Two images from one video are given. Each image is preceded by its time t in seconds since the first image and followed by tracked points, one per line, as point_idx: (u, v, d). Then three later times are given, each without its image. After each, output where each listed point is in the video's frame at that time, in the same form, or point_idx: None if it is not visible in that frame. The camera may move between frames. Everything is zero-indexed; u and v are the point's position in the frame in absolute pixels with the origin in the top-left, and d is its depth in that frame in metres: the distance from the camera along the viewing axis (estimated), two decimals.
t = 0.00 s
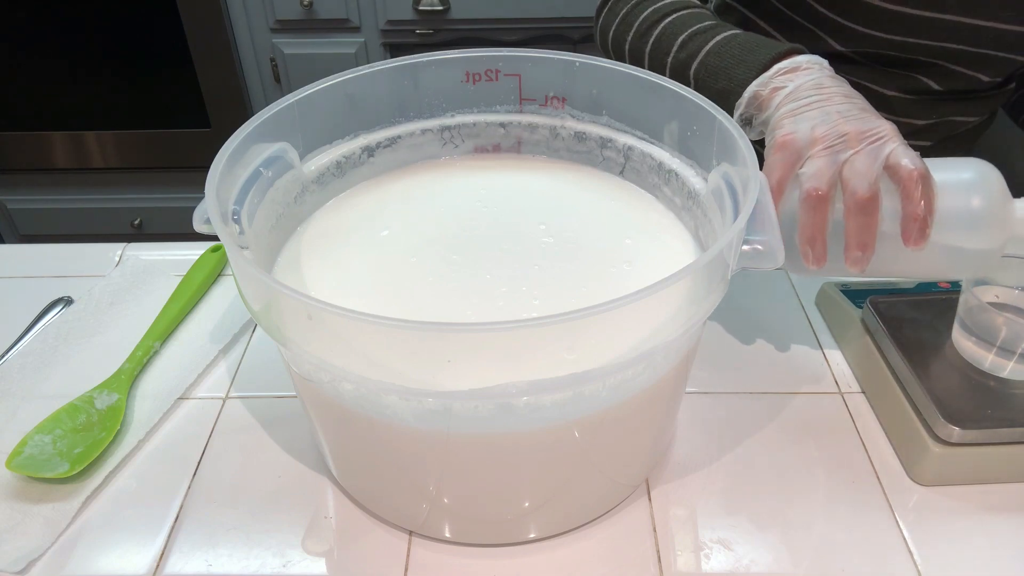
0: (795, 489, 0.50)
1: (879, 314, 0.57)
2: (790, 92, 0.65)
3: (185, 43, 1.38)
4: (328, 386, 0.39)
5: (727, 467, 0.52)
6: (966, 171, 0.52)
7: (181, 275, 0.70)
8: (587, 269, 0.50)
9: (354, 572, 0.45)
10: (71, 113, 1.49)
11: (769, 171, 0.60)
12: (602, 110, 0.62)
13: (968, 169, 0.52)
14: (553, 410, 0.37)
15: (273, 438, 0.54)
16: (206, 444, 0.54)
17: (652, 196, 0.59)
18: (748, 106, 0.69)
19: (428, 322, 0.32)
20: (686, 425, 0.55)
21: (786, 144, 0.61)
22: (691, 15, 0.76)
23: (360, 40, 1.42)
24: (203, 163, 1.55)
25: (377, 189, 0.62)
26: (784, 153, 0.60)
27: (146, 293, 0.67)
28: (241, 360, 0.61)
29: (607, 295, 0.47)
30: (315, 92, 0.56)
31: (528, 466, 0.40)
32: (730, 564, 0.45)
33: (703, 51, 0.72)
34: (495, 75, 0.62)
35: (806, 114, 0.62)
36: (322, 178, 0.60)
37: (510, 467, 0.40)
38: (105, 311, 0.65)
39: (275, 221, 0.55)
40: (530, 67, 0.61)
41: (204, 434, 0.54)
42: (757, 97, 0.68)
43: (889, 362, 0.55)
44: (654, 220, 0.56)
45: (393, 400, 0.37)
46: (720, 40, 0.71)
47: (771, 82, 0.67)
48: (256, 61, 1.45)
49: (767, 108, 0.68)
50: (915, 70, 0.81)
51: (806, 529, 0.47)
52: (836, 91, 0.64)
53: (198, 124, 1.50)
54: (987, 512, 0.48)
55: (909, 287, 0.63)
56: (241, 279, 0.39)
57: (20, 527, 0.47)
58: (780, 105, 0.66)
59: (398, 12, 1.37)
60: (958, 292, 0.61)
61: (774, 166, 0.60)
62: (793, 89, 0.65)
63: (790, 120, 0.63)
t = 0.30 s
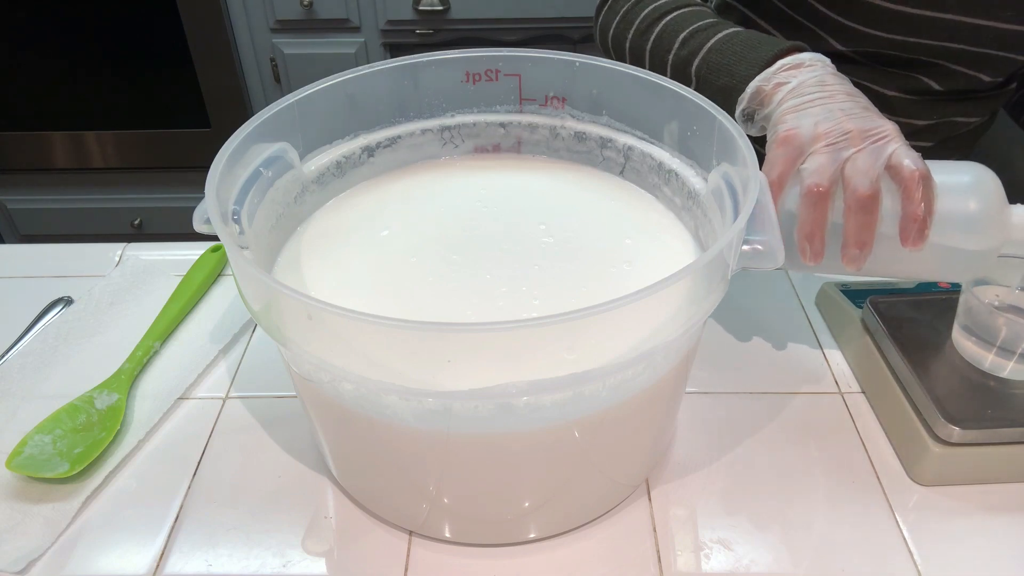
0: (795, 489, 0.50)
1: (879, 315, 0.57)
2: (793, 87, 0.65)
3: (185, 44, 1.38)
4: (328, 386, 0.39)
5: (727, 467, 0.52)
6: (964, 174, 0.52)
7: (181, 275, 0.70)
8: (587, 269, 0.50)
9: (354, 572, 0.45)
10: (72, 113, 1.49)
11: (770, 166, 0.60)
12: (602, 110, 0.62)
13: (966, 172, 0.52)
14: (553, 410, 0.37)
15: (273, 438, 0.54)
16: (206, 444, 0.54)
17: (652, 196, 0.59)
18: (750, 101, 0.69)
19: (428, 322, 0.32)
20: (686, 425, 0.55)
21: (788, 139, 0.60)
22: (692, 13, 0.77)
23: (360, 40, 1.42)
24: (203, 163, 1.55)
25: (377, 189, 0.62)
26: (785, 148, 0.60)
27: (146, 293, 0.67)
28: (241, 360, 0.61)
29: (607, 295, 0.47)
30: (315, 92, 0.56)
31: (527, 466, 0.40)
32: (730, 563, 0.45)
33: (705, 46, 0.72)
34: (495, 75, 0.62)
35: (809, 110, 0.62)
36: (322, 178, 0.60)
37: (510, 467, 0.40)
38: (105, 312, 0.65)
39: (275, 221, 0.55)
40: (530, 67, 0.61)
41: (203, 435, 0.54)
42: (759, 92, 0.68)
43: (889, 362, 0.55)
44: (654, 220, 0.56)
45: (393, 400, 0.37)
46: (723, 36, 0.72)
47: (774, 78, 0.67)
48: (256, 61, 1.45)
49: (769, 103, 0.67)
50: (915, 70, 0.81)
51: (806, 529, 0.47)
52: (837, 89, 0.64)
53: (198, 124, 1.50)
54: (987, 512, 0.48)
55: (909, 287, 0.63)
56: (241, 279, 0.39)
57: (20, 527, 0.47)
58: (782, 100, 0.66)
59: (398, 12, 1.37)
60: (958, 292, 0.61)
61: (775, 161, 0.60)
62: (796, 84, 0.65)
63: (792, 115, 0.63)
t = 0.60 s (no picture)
0: (795, 489, 0.50)
1: (879, 314, 0.57)
2: (792, 90, 0.64)
3: (185, 43, 1.38)
4: (328, 386, 0.39)
5: (727, 467, 0.52)
6: (970, 158, 0.50)
7: (181, 275, 0.70)
8: (587, 269, 0.50)
9: (354, 572, 0.45)
10: (72, 113, 1.49)
11: (774, 176, 0.61)
12: (602, 110, 0.62)
13: (971, 155, 0.50)
14: (553, 410, 0.37)
15: (273, 438, 0.54)
16: (206, 444, 0.54)
17: (652, 196, 0.59)
18: (751, 107, 0.68)
19: (428, 322, 0.32)
20: (686, 426, 0.55)
21: (789, 147, 0.61)
22: (691, 11, 0.76)
23: (360, 40, 1.42)
24: (203, 163, 1.55)
25: (377, 189, 0.62)
26: (786, 157, 0.61)
27: (146, 293, 0.67)
28: (241, 360, 0.61)
29: (607, 295, 0.47)
30: (315, 92, 0.56)
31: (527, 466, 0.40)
32: (730, 563, 0.45)
33: (705, 46, 0.72)
34: (495, 75, 0.62)
35: (808, 115, 0.62)
36: (322, 178, 0.60)
37: (509, 467, 0.40)
38: (105, 311, 0.65)
39: (275, 221, 0.55)
40: (530, 67, 0.61)
41: (203, 435, 0.54)
42: (759, 97, 0.67)
43: (889, 362, 0.55)
44: (655, 220, 0.57)
45: (393, 400, 0.37)
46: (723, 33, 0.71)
47: (773, 78, 0.66)
48: (256, 61, 1.45)
49: (771, 107, 0.67)
50: (916, 70, 0.81)
51: (806, 529, 0.47)
52: (837, 85, 0.63)
53: (198, 124, 1.50)
54: (987, 512, 0.48)
55: (909, 287, 0.63)
56: (241, 279, 0.39)
57: (20, 526, 0.47)
58: (781, 103, 0.65)
59: (398, 12, 1.37)
60: (958, 292, 0.61)
61: (778, 172, 0.61)
62: (795, 85, 0.64)
63: (791, 121, 0.63)
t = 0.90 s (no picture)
0: (795, 488, 0.50)
1: (878, 314, 0.58)
2: (808, 63, 0.61)
3: (185, 43, 1.38)
4: (328, 386, 0.39)
5: (727, 467, 0.52)
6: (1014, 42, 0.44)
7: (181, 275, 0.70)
8: (587, 269, 0.50)
9: (354, 572, 0.45)
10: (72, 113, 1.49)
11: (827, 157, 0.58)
12: (602, 110, 0.62)
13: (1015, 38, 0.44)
14: (553, 410, 0.37)
15: (273, 438, 0.54)
16: (206, 444, 0.54)
17: (652, 196, 0.59)
18: (780, 86, 0.66)
19: (428, 322, 0.32)
20: (686, 425, 0.55)
21: (825, 124, 0.57)
22: None
23: (360, 40, 1.42)
24: (203, 163, 1.55)
25: (377, 189, 0.62)
26: (828, 134, 0.57)
27: (146, 293, 0.67)
28: (241, 360, 0.61)
29: (608, 295, 0.47)
30: (315, 92, 0.56)
31: (528, 465, 0.40)
32: (730, 563, 0.45)
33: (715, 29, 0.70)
34: (495, 75, 0.62)
35: (832, 81, 0.58)
36: (322, 178, 0.60)
37: (510, 467, 0.40)
38: (105, 311, 0.65)
39: (275, 221, 0.55)
40: (530, 68, 0.61)
41: (203, 435, 0.54)
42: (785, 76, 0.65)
43: (889, 362, 0.55)
44: (655, 220, 0.57)
45: (393, 400, 0.37)
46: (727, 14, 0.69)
47: (788, 54, 0.63)
48: (256, 61, 1.45)
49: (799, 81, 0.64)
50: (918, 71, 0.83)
51: (806, 529, 0.47)
52: (854, 33, 0.58)
53: (198, 124, 1.50)
54: (987, 512, 0.48)
55: (908, 287, 0.63)
56: (241, 279, 0.39)
57: (20, 527, 0.47)
58: (807, 76, 0.62)
59: (398, 12, 1.37)
60: (958, 292, 0.61)
61: (828, 151, 0.57)
62: (810, 57, 0.61)
63: (820, 93, 0.59)
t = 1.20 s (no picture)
0: (795, 488, 0.50)
1: (879, 315, 0.58)
2: (819, 59, 0.60)
3: (185, 44, 1.38)
4: (328, 386, 0.39)
5: (727, 467, 0.52)
6: None
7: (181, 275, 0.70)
8: (587, 269, 0.50)
9: (354, 572, 0.45)
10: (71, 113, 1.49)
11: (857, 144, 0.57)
12: (602, 110, 0.62)
13: None
14: (553, 410, 0.37)
15: (273, 438, 0.54)
16: (206, 444, 0.54)
17: (652, 196, 0.59)
18: (791, 83, 0.66)
19: (428, 323, 0.32)
20: (686, 425, 0.55)
21: (850, 114, 0.57)
22: None
23: (360, 40, 1.42)
24: (203, 163, 1.55)
25: (376, 189, 0.62)
26: (856, 123, 0.57)
27: (146, 293, 0.67)
28: (241, 360, 0.61)
29: (608, 296, 0.47)
30: (315, 92, 0.56)
31: (528, 466, 0.40)
32: (730, 564, 0.45)
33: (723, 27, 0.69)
34: (495, 75, 0.62)
35: (847, 71, 0.57)
36: (322, 178, 0.60)
37: (510, 467, 0.40)
38: (105, 311, 0.65)
39: (275, 221, 0.55)
40: (530, 68, 0.61)
41: (204, 435, 0.54)
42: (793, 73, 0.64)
43: (889, 362, 0.55)
44: (655, 220, 0.56)
45: (393, 400, 0.37)
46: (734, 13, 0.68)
47: (794, 54, 0.63)
48: (256, 61, 1.45)
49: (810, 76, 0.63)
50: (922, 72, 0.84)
51: (806, 529, 0.47)
52: (861, 23, 0.57)
53: (198, 124, 1.50)
54: (987, 512, 0.48)
55: (908, 287, 0.63)
56: (241, 279, 0.39)
57: (20, 527, 0.47)
58: (818, 72, 0.61)
59: (398, 12, 1.37)
60: (958, 292, 0.61)
61: (855, 139, 0.57)
62: (821, 51, 0.60)
63: (838, 86, 0.58)
